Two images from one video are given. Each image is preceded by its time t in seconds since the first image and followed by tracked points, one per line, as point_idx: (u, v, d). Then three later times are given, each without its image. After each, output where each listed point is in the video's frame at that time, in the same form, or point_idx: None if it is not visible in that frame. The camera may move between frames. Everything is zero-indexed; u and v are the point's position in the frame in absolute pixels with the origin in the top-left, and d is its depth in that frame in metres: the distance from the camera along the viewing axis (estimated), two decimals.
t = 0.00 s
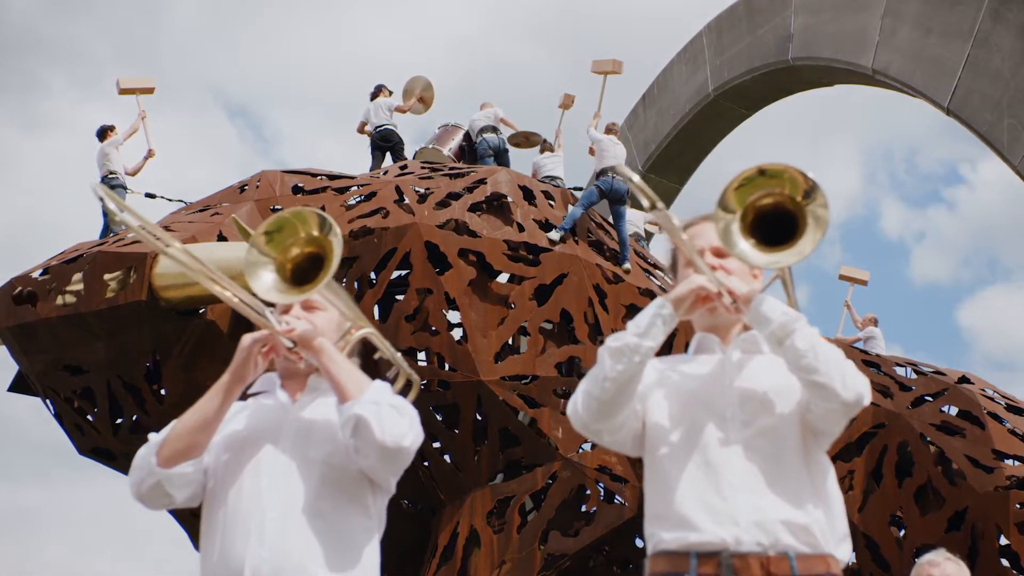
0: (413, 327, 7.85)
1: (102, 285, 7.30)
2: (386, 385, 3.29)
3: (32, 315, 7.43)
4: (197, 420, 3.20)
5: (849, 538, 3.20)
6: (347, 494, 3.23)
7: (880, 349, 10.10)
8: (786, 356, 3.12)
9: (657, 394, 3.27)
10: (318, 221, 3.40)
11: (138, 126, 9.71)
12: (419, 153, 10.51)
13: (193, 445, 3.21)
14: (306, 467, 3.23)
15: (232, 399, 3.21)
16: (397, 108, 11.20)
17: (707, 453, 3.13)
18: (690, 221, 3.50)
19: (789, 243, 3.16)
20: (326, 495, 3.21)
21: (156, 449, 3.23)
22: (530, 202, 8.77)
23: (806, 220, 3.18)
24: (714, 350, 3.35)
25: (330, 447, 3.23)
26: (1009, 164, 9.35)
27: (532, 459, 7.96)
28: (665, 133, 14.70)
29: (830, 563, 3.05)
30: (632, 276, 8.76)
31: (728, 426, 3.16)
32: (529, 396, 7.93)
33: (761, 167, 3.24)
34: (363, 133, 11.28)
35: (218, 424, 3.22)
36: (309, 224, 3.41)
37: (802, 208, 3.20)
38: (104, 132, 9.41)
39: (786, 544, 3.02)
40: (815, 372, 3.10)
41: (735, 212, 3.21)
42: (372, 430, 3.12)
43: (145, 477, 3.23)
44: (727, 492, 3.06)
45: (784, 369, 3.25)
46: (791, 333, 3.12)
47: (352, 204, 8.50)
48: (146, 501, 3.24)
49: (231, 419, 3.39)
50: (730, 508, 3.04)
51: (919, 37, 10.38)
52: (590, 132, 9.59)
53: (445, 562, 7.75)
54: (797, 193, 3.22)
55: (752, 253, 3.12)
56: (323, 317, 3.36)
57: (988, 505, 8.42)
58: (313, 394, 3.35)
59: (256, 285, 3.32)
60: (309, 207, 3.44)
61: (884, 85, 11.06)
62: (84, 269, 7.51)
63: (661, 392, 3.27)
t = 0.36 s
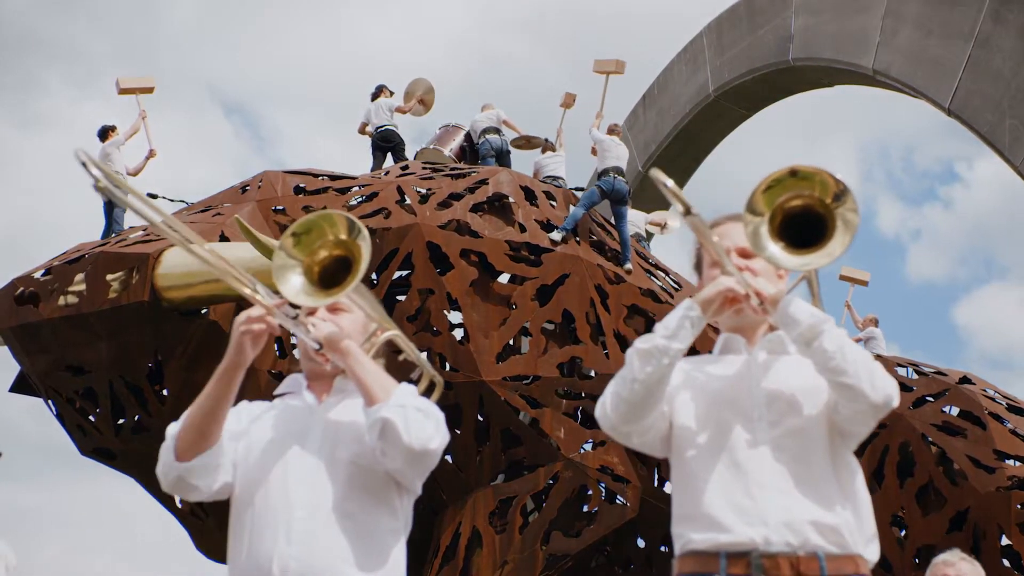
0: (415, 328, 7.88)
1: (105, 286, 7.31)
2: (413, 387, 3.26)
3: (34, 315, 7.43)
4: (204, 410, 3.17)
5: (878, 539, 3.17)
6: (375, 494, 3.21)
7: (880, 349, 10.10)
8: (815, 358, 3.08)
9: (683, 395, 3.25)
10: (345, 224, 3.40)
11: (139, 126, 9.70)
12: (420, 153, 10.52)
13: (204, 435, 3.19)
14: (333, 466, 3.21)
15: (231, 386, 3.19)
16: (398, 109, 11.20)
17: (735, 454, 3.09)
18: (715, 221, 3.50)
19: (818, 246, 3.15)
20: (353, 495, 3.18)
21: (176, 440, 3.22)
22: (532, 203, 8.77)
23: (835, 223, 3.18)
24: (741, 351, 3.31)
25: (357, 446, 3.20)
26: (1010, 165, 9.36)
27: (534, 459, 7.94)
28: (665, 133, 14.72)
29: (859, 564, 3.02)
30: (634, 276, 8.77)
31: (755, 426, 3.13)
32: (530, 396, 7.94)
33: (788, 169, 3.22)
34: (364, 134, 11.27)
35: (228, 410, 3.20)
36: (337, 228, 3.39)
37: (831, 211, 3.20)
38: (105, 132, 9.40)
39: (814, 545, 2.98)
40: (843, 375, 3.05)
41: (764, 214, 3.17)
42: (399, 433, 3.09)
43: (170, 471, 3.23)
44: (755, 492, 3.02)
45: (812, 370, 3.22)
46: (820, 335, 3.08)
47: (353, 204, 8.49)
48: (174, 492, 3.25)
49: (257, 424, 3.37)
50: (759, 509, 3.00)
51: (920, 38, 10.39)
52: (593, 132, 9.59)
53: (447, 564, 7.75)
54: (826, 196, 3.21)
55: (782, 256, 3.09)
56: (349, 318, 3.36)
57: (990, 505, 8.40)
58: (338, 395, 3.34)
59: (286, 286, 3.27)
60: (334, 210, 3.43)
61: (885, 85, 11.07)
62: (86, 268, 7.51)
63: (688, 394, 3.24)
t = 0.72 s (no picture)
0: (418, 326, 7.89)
1: (108, 284, 7.30)
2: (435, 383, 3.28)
3: (37, 313, 7.42)
4: (225, 402, 3.20)
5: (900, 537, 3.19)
6: (396, 491, 3.23)
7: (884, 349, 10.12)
8: (838, 356, 3.10)
9: (705, 392, 3.26)
10: (371, 220, 3.41)
11: (141, 123, 9.69)
12: (423, 152, 10.52)
13: (226, 427, 3.23)
14: (355, 462, 3.23)
15: (253, 378, 3.22)
16: (399, 108, 11.20)
17: (759, 452, 3.12)
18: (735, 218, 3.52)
19: (841, 245, 3.17)
20: (374, 492, 3.20)
21: (196, 434, 3.26)
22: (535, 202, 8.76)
23: (860, 222, 3.19)
24: (763, 349, 3.31)
25: (380, 443, 3.23)
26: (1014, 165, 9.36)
27: (537, 457, 7.94)
28: (666, 133, 14.73)
29: (884, 562, 3.05)
30: (636, 276, 8.77)
31: (779, 424, 3.15)
32: (535, 395, 7.94)
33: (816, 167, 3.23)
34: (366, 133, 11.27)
35: (248, 404, 3.23)
36: (362, 222, 3.41)
37: (856, 210, 3.20)
38: (107, 130, 9.39)
39: (840, 543, 3.02)
40: (867, 373, 3.08)
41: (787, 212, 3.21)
42: (421, 428, 3.12)
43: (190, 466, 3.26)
44: (780, 490, 3.06)
45: (836, 368, 3.23)
46: (844, 333, 3.10)
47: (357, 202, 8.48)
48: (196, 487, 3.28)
49: (278, 419, 3.39)
50: (785, 507, 3.04)
51: (923, 37, 10.39)
52: (596, 132, 9.60)
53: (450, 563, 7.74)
54: (852, 195, 3.22)
55: (806, 256, 3.14)
56: (370, 314, 3.40)
57: (992, 505, 8.38)
58: (360, 391, 3.37)
59: (308, 279, 3.30)
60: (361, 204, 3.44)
61: (887, 85, 11.07)
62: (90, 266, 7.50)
63: (710, 391, 3.25)
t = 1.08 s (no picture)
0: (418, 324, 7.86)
1: (109, 284, 7.26)
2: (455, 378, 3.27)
3: (37, 312, 7.39)
4: (245, 398, 3.16)
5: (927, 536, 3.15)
6: (417, 487, 3.22)
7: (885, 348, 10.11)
8: (863, 349, 3.05)
9: (727, 388, 3.24)
10: (392, 216, 3.44)
11: (141, 122, 9.67)
12: (424, 152, 10.52)
13: (246, 423, 3.18)
14: (375, 459, 3.22)
15: (273, 374, 3.18)
16: (400, 107, 11.19)
17: (783, 448, 3.09)
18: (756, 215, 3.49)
19: (864, 234, 3.18)
20: (395, 489, 3.19)
21: (217, 431, 3.22)
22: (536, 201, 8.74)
23: (883, 209, 3.19)
24: (785, 346, 3.28)
25: (399, 439, 3.22)
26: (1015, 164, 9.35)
27: (537, 457, 7.94)
28: (666, 132, 14.73)
29: (911, 560, 3.01)
30: (638, 275, 8.75)
31: (802, 421, 3.13)
32: (536, 394, 7.90)
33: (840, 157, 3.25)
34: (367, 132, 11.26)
35: (268, 399, 3.20)
36: (383, 219, 3.44)
37: (879, 198, 3.20)
38: (107, 129, 9.37)
39: (867, 541, 2.99)
40: (892, 365, 3.03)
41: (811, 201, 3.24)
42: (442, 423, 3.11)
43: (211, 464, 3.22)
44: (806, 487, 3.03)
45: (861, 364, 3.20)
46: (869, 326, 3.05)
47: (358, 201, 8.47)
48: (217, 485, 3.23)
49: (298, 416, 3.37)
50: (810, 504, 3.01)
51: (923, 37, 10.39)
52: (597, 131, 9.59)
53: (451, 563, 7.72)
54: (875, 183, 3.22)
55: (828, 244, 3.16)
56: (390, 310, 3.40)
57: (994, 504, 8.35)
58: (380, 387, 3.34)
59: (329, 275, 3.32)
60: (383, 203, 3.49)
61: (888, 84, 11.06)
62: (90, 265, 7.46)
63: (732, 387, 3.23)
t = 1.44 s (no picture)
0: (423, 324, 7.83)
1: (112, 283, 7.23)
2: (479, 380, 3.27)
3: (40, 312, 7.36)
4: (270, 401, 3.17)
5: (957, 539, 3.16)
6: (440, 488, 3.22)
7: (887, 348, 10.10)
8: (894, 354, 3.07)
9: (754, 394, 3.27)
10: (415, 214, 3.44)
11: (144, 122, 9.66)
12: (426, 151, 10.51)
13: (270, 426, 3.20)
14: (398, 460, 3.22)
15: (296, 376, 3.19)
16: (403, 106, 11.17)
17: (812, 450, 3.11)
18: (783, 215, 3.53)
19: (897, 240, 3.23)
20: (419, 489, 3.19)
21: (239, 434, 3.23)
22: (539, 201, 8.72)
23: (916, 216, 3.24)
24: (812, 348, 3.30)
25: (422, 440, 3.23)
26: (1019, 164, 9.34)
27: (541, 457, 7.92)
28: (668, 133, 14.72)
29: (940, 563, 3.03)
30: (641, 275, 8.74)
31: (831, 424, 3.14)
32: (538, 394, 7.86)
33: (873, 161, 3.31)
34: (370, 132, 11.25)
35: (292, 402, 3.21)
36: (406, 217, 3.44)
37: (912, 205, 3.26)
38: (110, 129, 9.36)
39: (896, 543, 2.99)
40: (924, 372, 3.03)
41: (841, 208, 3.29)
42: (467, 424, 3.11)
43: (234, 466, 3.23)
44: (835, 489, 3.04)
45: (889, 368, 3.23)
46: (900, 332, 3.07)
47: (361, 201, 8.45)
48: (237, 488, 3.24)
49: (318, 417, 3.38)
50: (839, 506, 3.02)
51: (927, 36, 10.37)
52: (600, 130, 9.58)
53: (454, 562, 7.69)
54: (908, 190, 3.28)
55: (864, 252, 3.20)
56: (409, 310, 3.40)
57: (999, 505, 8.38)
58: (402, 387, 3.36)
59: (353, 274, 3.32)
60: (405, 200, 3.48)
61: (892, 84, 11.05)
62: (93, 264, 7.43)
63: (758, 393, 3.26)
